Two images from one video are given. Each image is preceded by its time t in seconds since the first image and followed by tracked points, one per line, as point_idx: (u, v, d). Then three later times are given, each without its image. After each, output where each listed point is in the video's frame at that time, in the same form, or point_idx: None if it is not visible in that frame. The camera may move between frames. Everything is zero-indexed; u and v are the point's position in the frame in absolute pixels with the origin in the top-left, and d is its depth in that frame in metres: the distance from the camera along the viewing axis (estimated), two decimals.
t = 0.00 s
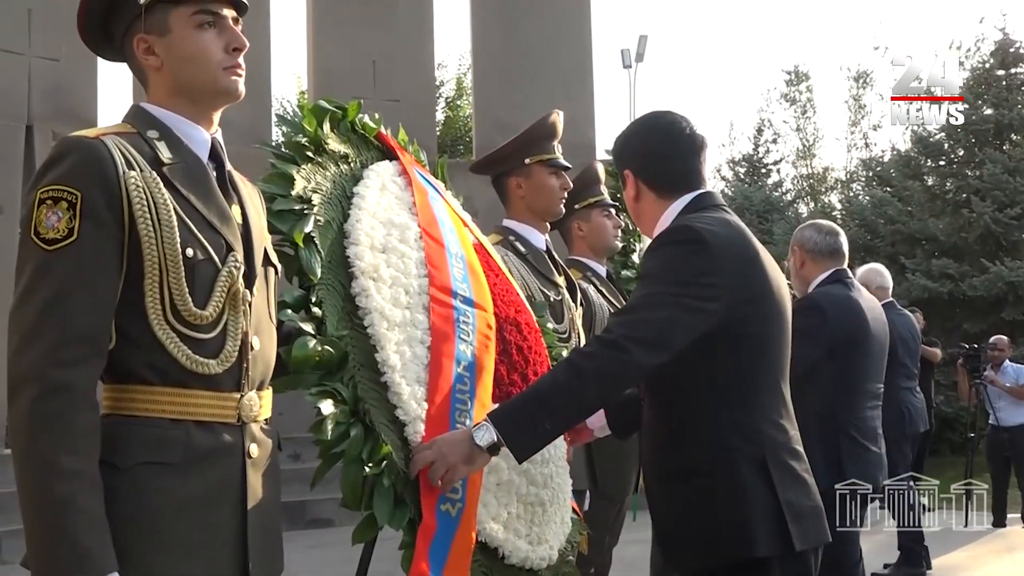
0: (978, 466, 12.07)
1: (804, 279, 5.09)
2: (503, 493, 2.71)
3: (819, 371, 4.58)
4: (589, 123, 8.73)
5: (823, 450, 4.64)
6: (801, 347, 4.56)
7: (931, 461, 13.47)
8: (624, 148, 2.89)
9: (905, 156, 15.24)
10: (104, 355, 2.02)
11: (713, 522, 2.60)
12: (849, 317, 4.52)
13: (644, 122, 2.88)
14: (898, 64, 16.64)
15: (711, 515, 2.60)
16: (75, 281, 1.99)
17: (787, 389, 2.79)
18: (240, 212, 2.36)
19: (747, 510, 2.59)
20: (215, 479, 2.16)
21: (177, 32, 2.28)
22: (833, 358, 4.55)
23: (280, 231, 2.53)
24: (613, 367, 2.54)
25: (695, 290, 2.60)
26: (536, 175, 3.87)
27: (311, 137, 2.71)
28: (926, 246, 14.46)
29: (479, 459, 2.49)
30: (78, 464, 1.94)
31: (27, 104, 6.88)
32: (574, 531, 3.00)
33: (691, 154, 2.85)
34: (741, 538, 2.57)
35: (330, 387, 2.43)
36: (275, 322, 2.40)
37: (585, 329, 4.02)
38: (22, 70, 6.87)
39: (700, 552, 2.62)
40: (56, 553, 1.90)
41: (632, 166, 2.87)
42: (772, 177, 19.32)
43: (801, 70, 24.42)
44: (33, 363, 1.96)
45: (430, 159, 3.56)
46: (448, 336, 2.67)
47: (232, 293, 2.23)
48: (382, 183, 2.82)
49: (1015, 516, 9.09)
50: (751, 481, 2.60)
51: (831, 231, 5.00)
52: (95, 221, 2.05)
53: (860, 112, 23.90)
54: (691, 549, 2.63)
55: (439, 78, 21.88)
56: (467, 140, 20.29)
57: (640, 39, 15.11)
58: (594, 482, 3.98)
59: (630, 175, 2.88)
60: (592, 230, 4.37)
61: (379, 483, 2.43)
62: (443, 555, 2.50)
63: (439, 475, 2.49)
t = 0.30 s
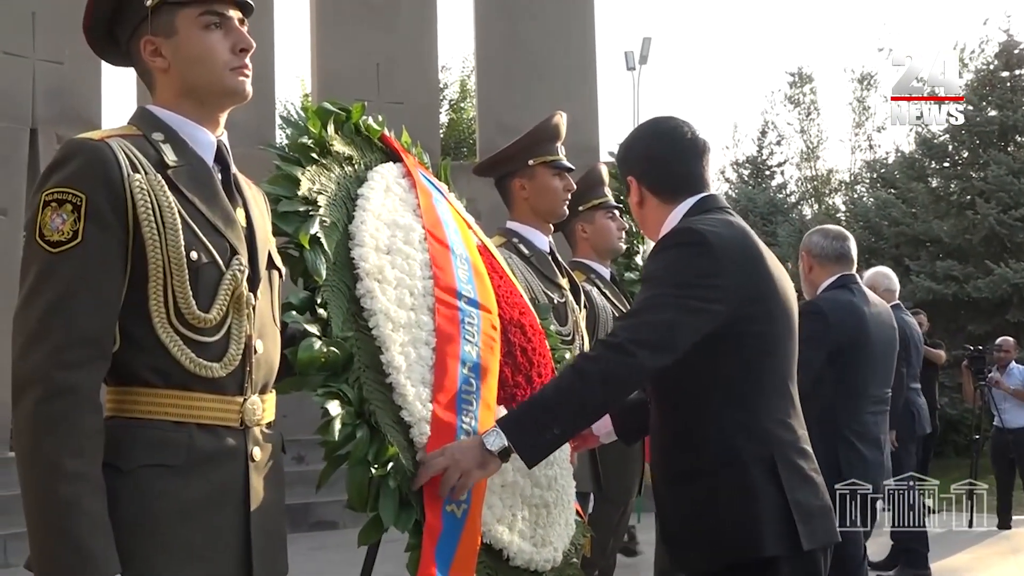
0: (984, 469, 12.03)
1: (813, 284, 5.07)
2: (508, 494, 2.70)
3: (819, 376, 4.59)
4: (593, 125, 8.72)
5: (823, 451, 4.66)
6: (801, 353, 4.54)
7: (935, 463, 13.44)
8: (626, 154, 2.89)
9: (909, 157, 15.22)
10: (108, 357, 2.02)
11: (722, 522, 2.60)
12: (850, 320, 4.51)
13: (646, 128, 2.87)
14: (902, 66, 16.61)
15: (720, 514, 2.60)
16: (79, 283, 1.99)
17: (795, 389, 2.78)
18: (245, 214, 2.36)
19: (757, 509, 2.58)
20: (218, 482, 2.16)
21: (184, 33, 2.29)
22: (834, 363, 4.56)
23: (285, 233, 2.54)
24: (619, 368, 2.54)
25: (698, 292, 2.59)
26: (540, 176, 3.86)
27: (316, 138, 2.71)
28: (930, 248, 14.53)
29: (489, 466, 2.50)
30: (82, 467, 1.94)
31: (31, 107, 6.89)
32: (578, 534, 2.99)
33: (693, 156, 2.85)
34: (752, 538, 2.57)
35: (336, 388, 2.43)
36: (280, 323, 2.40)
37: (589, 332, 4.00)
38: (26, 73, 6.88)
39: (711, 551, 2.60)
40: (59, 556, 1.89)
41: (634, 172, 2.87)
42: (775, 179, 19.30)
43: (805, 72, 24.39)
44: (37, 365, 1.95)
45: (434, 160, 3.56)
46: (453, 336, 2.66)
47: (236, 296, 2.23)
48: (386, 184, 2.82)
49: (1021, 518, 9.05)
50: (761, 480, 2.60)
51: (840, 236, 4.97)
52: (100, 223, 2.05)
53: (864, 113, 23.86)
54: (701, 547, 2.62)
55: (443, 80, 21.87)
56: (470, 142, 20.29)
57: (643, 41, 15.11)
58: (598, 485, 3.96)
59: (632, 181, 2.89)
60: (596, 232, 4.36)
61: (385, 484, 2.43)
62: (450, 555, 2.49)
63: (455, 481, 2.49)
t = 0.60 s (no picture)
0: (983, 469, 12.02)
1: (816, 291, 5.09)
2: (506, 494, 2.68)
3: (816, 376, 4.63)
4: (592, 125, 8.73)
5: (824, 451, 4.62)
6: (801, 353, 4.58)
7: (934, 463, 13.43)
8: (646, 150, 2.79)
9: (908, 157, 15.23)
10: (107, 358, 2.02)
11: (749, 522, 2.52)
12: (851, 321, 4.54)
13: (667, 122, 2.77)
14: (902, 66, 16.62)
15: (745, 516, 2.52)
16: (79, 284, 1.99)
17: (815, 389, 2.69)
18: (244, 215, 2.36)
19: (781, 511, 2.51)
20: (217, 484, 2.16)
21: (184, 32, 2.29)
22: (835, 364, 4.58)
23: (281, 235, 2.54)
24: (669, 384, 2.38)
25: (724, 294, 2.45)
26: (539, 176, 3.86)
27: (312, 139, 2.71)
28: (930, 247, 14.49)
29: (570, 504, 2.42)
30: (81, 467, 1.93)
31: (30, 108, 6.89)
32: (577, 534, 2.99)
33: (718, 152, 2.74)
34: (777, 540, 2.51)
35: (332, 389, 2.44)
36: (278, 325, 2.40)
37: (588, 333, 3.99)
38: (26, 74, 6.88)
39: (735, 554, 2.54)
40: (59, 558, 1.89)
41: (657, 166, 2.76)
42: (775, 179, 19.30)
43: (804, 72, 24.41)
44: (36, 366, 1.95)
45: (432, 162, 3.56)
46: (450, 337, 2.65)
47: (235, 298, 2.23)
48: (383, 185, 2.82)
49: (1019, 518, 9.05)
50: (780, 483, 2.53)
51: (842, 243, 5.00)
52: (99, 224, 2.05)
53: (863, 114, 23.88)
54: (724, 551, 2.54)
55: (442, 81, 21.87)
56: (469, 143, 20.32)
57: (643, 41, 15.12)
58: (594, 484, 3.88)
59: (655, 175, 2.77)
60: (597, 232, 4.33)
61: (382, 485, 2.45)
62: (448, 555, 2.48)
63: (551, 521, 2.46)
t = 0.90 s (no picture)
0: (978, 466, 12.03)
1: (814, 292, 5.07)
2: (502, 492, 2.67)
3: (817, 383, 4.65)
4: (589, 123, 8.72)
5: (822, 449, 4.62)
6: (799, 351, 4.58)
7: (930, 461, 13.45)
8: (717, 128, 2.71)
9: (905, 156, 15.28)
10: (103, 356, 2.01)
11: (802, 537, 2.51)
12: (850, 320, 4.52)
13: (739, 103, 2.72)
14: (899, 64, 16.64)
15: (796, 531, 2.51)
16: (76, 281, 1.99)
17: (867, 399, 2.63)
18: (240, 212, 2.35)
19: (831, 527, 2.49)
20: (214, 482, 2.15)
21: (181, 29, 2.29)
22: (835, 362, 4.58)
23: (277, 233, 2.54)
24: (754, 418, 2.34)
25: (800, 305, 2.37)
26: (536, 174, 3.86)
27: (307, 137, 2.71)
28: (925, 246, 14.48)
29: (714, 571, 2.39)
30: (78, 466, 1.93)
31: (25, 106, 6.86)
32: (573, 531, 2.99)
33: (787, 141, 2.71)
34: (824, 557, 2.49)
35: (327, 387, 2.44)
36: (275, 323, 2.40)
37: (586, 331, 3.99)
38: (21, 72, 6.86)
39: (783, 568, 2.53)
40: (56, 557, 1.88)
41: (732, 146, 2.70)
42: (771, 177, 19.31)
43: (800, 71, 24.42)
44: (33, 364, 1.95)
45: (428, 159, 3.55)
46: (446, 335, 2.65)
47: (232, 295, 2.23)
48: (379, 182, 2.81)
49: (1014, 515, 9.07)
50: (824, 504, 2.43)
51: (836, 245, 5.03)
52: (95, 221, 2.04)
53: (859, 112, 23.90)
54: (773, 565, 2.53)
55: (438, 79, 21.83)
56: (465, 141, 20.35)
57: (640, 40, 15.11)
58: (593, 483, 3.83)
59: (727, 154, 2.70)
60: (594, 230, 4.33)
61: (378, 484, 2.44)
62: (444, 553, 2.48)
63: None
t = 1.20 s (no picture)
0: (963, 464, 12.09)
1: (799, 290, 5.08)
2: (486, 490, 2.66)
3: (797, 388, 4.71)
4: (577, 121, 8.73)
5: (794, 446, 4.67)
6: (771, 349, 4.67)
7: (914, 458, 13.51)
8: (773, 114, 2.73)
9: (891, 155, 15.40)
10: (88, 353, 2.00)
11: (863, 548, 2.50)
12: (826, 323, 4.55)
13: (790, 89, 2.73)
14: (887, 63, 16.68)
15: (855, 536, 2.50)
16: (60, 278, 1.98)
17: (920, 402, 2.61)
18: (226, 209, 2.35)
19: (886, 535, 2.49)
20: (201, 480, 2.15)
21: (166, 25, 2.28)
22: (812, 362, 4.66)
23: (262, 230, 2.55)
24: (826, 427, 2.33)
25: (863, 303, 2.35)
26: (522, 172, 3.83)
27: (294, 134, 2.71)
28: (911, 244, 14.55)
29: None
30: (62, 463, 1.92)
31: (10, 102, 6.82)
32: (559, 529, 3.00)
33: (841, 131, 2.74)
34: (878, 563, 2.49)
35: (311, 385, 2.44)
36: (260, 320, 2.40)
37: (573, 329, 3.99)
38: (6, 68, 6.82)
39: None
40: (40, 555, 1.88)
41: (784, 133, 2.73)
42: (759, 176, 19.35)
43: (788, 70, 24.48)
44: (17, 361, 1.94)
45: (414, 157, 3.54)
46: (432, 332, 2.64)
47: (217, 292, 2.22)
48: (365, 180, 2.81)
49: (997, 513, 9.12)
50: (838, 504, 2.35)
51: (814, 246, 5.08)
52: (80, 217, 2.03)
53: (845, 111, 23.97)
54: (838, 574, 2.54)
55: (426, 77, 21.78)
56: (453, 139, 20.35)
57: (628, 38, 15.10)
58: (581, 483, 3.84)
59: (779, 142, 2.73)
60: (579, 228, 4.32)
61: (362, 482, 2.44)
62: (428, 551, 2.48)
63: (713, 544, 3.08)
